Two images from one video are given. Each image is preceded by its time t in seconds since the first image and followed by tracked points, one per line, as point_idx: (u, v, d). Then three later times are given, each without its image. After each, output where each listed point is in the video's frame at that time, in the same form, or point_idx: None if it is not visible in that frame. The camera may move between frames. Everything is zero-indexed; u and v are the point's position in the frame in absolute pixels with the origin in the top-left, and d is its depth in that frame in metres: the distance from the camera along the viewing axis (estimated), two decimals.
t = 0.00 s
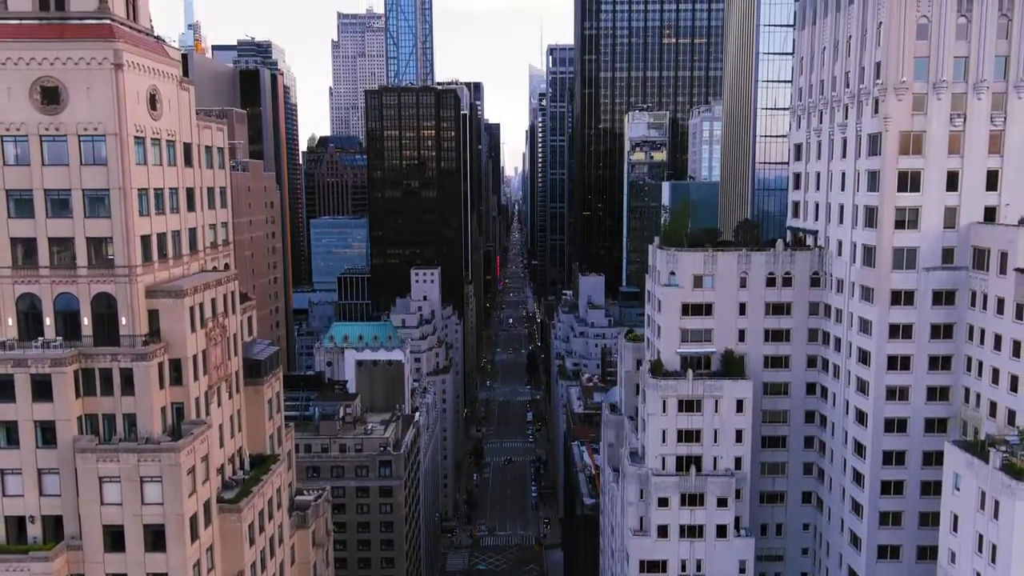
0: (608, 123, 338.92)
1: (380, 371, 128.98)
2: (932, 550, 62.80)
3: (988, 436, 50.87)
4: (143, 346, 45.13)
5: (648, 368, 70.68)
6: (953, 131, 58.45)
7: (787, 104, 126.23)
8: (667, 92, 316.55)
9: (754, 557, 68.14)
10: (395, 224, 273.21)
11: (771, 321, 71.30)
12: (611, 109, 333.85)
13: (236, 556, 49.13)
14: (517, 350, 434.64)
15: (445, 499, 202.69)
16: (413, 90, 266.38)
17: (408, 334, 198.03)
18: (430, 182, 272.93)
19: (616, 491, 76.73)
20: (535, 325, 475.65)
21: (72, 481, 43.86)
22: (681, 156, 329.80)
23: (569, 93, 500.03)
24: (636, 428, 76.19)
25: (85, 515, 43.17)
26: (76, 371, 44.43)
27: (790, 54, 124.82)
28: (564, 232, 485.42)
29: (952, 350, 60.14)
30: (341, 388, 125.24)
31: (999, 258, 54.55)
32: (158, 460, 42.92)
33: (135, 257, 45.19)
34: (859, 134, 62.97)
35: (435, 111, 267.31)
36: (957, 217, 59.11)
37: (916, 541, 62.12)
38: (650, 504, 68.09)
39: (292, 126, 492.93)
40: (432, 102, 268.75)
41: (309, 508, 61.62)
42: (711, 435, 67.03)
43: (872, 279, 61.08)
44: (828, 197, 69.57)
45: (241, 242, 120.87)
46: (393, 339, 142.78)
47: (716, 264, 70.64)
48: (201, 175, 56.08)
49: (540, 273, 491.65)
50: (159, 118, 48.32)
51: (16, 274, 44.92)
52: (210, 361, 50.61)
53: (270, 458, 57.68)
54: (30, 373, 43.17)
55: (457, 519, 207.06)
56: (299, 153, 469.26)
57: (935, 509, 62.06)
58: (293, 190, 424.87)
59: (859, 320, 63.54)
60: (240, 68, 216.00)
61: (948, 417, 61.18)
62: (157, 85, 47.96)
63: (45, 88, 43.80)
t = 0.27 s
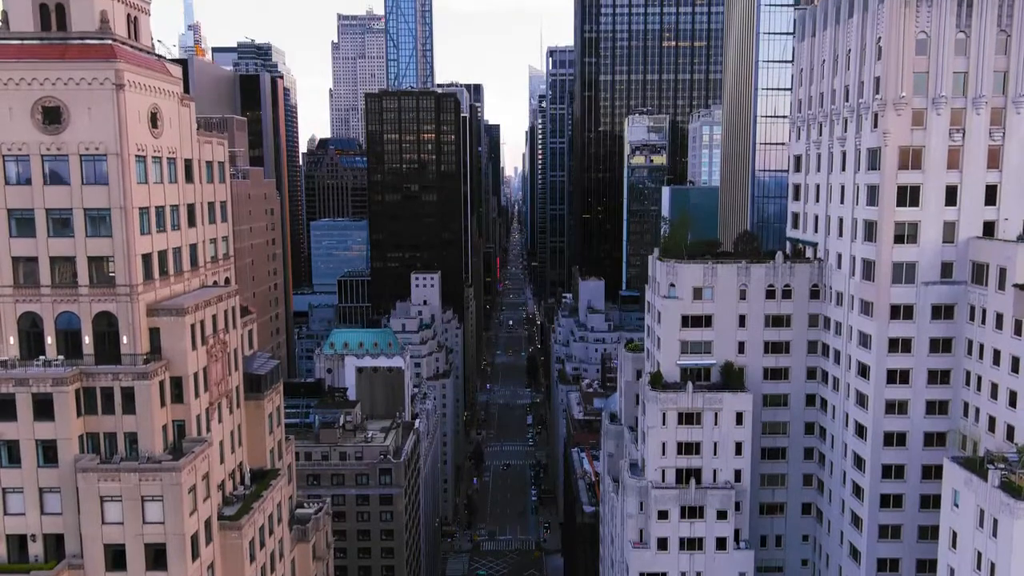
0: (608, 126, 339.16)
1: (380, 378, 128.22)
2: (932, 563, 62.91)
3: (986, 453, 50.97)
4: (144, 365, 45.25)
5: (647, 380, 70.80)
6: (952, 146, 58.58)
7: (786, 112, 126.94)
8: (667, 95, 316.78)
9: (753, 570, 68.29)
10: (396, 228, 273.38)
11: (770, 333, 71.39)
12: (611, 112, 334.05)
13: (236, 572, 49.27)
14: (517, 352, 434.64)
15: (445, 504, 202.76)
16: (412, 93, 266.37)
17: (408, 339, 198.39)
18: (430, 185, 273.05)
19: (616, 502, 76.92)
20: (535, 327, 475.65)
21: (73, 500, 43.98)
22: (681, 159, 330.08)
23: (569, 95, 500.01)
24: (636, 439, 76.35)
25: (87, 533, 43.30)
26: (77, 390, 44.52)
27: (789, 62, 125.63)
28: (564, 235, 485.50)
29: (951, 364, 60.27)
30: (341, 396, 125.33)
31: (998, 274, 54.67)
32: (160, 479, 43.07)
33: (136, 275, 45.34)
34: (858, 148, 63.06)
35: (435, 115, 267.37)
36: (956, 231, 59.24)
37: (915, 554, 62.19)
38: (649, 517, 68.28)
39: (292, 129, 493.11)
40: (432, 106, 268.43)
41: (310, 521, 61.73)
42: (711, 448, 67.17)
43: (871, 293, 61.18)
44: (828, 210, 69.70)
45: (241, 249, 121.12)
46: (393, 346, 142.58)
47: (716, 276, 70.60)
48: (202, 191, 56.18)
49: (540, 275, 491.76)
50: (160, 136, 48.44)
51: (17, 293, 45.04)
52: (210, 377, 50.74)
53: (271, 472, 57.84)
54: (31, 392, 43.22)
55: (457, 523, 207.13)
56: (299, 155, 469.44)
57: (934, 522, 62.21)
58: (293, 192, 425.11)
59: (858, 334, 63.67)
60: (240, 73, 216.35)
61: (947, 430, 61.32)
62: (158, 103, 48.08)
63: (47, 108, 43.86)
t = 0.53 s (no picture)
0: (608, 129, 339.35)
1: (380, 385, 128.86)
2: None
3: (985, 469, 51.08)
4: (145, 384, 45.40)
5: (647, 392, 70.94)
6: (951, 161, 58.72)
7: (785, 119, 127.86)
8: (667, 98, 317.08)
9: None
10: (396, 231, 273.56)
11: (770, 345, 71.50)
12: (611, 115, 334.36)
13: None
14: (517, 354, 434.68)
15: (445, 508, 202.82)
16: (412, 97, 266.45)
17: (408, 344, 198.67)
18: (430, 189, 273.17)
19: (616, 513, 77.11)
20: (535, 329, 475.69)
21: (75, 518, 44.10)
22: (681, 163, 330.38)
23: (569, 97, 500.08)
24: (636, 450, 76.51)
25: (88, 552, 43.45)
26: (78, 409, 44.60)
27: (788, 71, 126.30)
28: (564, 237, 485.58)
29: (951, 378, 60.39)
30: (342, 403, 125.56)
31: (997, 289, 54.79)
32: (161, 498, 43.23)
33: (138, 294, 45.50)
34: (858, 163, 63.18)
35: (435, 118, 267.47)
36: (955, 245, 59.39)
37: (915, 567, 62.29)
38: (649, 529, 68.44)
39: (292, 131, 493.44)
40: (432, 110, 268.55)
41: (310, 535, 61.81)
42: (710, 460, 67.31)
43: (871, 307, 61.31)
44: (827, 223, 69.82)
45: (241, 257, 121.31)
46: (393, 353, 142.74)
47: (716, 288, 70.71)
48: (203, 206, 56.33)
49: (540, 277, 491.75)
50: (161, 154, 48.61)
51: (18, 312, 45.15)
52: (211, 394, 50.90)
53: (272, 487, 57.97)
54: (32, 412, 43.24)
55: (457, 528, 207.16)
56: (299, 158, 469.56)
57: (934, 535, 62.34)
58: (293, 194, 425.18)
59: (857, 347, 63.79)
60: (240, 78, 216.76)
61: (947, 444, 61.43)
62: (159, 121, 48.23)
63: (48, 128, 43.88)
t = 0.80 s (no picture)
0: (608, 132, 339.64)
1: (380, 392, 128.73)
2: None
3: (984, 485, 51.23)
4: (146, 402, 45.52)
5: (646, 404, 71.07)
6: (950, 176, 58.87)
7: (785, 127, 128.30)
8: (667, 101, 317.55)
9: None
10: (396, 235, 273.74)
11: (770, 357, 71.59)
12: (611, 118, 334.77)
13: None
14: (517, 357, 434.88)
15: (445, 512, 202.90)
16: (412, 101, 266.56)
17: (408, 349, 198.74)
18: (430, 193, 273.21)
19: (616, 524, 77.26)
20: (535, 331, 475.83)
21: (76, 536, 44.24)
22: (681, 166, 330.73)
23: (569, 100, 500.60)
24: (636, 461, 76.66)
25: (90, 570, 43.64)
26: (80, 428, 44.74)
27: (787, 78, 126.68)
28: (564, 239, 485.79)
29: (950, 392, 60.54)
30: (342, 411, 125.63)
31: (996, 305, 54.95)
32: (162, 516, 43.38)
33: (139, 312, 45.63)
34: (857, 176, 63.31)
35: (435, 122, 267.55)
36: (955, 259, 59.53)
37: None
38: (649, 541, 68.66)
39: (292, 133, 493.66)
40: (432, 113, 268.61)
41: (311, 548, 61.95)
42: (710, 473, 67.44)
43: (870, 320, 61.43)
44: (827, 235, 69.94)
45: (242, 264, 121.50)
46: (393, 360, 142.85)
47: (715, 300, 70.81)
48: (203, 221, 56.45)
49: (540, 279, 491.90)
50: (163, 172, 48.78)
51: (19, 330, 45.29)
52: (212, 410, 51.05)
53: (272, 501, 58.12)
54: (34, 430, 43.29)
55: (457, 532, 207.26)
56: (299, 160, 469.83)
57: (933, 548, 62.48)
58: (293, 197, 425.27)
59: (857, 360, 63.90)
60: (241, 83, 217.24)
61: (946, 458, 61.57)
62: (160, 139, 48.40)
63: (49, 147, 43.98)
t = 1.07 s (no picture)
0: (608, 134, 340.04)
1: (380, 399, 128.85)
2: None
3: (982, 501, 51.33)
4: (147, 420, 45.62)
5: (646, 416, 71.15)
6: (950, 191, 58.98)
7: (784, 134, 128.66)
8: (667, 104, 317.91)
9: None
10: (397, 238, 274.00)
11: (769, 368, 71.70)
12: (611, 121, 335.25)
13: None
14: (517, 359, 435.15)
15: (445, 517, 203.01)
16: (412, 105, 266.46)
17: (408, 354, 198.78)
18: (430, 196, 273.19)
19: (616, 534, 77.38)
20: (535, 334, 476.03)
21: (77, 554, 44.37)
22: (681, 169, 330.99)
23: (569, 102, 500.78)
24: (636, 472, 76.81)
25: None
26: (81, 446, 44.89)
27: (787, 85, 126.88)
28: (564, 242, 485.96)
29: (949, 406, 60.67)
30: (342, 418, 125.69)
31: (994, 320, 55.08)
32: (163, 535, 43.46)
33: (140, 331, 45.72)
34: (857, 190, 63.41)
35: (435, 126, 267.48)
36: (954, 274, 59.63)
37: None
38: (649, 553, 68.82)
39: (292, 135, 493.70)
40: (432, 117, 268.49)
41: (312, 561, 62.08)
42: (710, 485, 67.54)
43: (869, 334, 61.52)
44: (826, 247, 70.06)
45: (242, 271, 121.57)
46: (393, 366, 142.96)
47: (715, 312, 70.92)
48: (204, 236, 56.58)
49: (540, 281, 492.04)
50: (163, 190, 48.90)
51: (21, 348, 45.38)
52: (213, 427, 51.16)
53: (273, 515, 58.24)
54: (36, 449, 43.42)
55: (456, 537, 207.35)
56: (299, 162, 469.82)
57: (932, 561, 62.59)
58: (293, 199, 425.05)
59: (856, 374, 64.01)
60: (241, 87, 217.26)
61: (945, 471, 61.69)
62: (161, 157, 48.50)
63: (50, 167, 44.04)
